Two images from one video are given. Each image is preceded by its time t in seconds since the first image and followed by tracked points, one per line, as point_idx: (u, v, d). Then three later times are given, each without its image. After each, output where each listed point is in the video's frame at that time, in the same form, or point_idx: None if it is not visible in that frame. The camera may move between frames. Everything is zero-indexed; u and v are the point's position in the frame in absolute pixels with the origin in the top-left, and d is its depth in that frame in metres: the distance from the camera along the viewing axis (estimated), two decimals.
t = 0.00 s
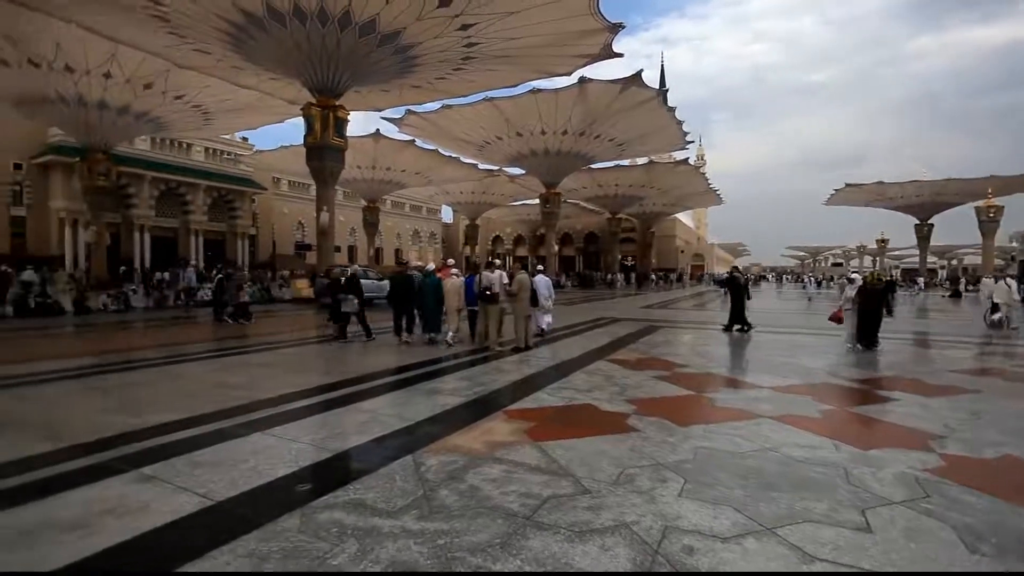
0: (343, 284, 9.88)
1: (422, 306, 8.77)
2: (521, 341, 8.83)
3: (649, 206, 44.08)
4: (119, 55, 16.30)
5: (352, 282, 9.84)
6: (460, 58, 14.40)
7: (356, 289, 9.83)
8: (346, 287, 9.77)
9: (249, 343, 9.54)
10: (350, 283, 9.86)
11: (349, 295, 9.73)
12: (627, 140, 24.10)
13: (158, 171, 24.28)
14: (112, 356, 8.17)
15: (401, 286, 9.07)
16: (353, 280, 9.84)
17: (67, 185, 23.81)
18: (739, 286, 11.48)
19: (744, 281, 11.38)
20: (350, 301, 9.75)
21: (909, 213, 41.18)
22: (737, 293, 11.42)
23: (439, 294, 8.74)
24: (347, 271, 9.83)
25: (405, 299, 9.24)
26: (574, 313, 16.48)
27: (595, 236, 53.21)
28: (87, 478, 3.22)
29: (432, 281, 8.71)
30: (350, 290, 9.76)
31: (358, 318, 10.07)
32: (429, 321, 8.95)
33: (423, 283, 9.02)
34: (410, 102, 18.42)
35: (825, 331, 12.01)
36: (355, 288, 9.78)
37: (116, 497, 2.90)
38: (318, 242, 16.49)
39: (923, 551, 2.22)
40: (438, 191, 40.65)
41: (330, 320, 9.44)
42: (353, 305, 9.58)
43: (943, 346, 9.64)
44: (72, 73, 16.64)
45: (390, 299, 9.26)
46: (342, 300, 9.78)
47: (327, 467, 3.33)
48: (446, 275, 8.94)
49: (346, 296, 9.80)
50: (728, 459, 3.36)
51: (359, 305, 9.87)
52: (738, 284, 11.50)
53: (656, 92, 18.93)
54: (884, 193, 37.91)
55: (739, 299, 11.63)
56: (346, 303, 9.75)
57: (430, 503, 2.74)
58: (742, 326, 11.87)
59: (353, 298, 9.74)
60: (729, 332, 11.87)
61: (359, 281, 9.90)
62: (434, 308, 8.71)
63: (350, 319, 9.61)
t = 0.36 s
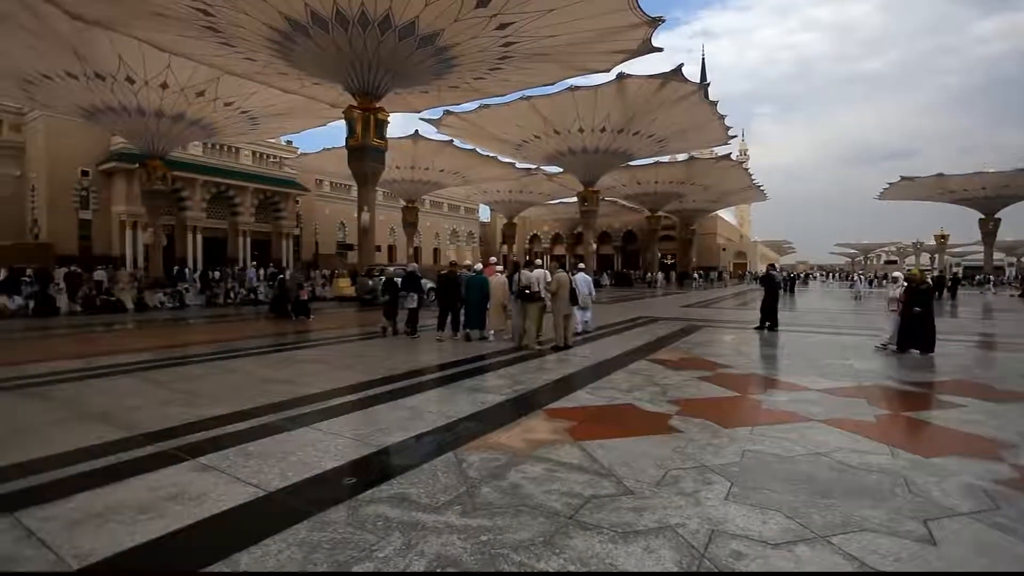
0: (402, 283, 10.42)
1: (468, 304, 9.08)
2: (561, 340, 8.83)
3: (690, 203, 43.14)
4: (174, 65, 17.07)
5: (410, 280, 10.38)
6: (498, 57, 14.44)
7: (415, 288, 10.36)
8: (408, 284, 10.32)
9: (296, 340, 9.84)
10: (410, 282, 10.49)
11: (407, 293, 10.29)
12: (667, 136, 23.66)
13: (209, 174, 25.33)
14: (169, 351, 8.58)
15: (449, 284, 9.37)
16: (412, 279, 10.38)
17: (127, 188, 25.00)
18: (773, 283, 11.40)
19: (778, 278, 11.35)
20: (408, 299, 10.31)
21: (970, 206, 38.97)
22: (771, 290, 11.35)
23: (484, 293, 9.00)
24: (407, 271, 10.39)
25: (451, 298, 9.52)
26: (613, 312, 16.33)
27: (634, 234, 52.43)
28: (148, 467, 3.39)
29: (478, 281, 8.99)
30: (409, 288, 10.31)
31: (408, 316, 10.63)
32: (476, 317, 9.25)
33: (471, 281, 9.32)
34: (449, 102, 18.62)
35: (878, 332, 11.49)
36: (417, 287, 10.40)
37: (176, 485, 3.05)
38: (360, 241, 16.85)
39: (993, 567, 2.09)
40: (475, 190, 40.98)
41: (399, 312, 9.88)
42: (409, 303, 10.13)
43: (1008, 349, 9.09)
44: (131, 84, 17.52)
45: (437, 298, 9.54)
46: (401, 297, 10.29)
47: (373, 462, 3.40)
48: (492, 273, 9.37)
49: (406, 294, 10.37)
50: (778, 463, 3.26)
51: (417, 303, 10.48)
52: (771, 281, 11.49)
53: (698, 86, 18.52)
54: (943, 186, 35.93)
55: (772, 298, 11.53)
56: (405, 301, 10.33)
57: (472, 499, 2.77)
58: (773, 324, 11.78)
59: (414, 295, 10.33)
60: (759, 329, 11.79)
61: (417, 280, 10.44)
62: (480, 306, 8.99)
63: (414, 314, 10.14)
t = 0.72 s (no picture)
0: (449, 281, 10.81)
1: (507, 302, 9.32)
2: (594, 341, 8.77)
3: (724, 202, 42.27)
4: (216, 70, 17.63)
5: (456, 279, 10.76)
6: (531, 56, 14.42)
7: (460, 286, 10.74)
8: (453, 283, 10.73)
9: (333, 338, 10.07)
10: (455, 281, 10.86)
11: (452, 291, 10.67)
12: (702, 134, 23.23)
13: (248, 175, 26.11)
14: (210, 346, 8.88)
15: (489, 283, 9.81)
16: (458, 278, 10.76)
17: (172, 189, 25.95)
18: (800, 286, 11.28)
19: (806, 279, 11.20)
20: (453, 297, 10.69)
21: None
22: (799, 292, 11.17)
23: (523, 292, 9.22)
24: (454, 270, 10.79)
25: (492, 297, 9.85)
26: (645, 313, 16.16)
27: (667, 234, 51.68)
28: (192, 458, 3.51)
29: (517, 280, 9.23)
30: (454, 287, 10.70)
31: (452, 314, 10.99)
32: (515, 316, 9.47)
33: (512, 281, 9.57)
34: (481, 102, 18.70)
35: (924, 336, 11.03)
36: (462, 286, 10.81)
37: (220, 476, 3.15)
38: (393, 241, 17.10)
39: None
40: (506, 189, 41.06)
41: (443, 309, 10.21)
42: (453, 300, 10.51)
43: None
44: (176, 89, 18.16)
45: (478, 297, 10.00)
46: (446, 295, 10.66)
47: (407, 459, 3.44)
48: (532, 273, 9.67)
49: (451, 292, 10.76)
50: (820, 471, 3.16)
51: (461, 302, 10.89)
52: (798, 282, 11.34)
53: (734, 82, 18.11)
54: (996, 184, 34.23)
55: (798, 300, 11.35)
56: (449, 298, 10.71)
57: (506, 498, 2.78)
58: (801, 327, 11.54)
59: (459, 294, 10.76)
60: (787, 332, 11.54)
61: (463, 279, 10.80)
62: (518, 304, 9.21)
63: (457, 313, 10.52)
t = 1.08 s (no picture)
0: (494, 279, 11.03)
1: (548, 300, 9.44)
2: (631, 340, 8.66)
3: (763, 199, 41.17)
4: (258, 75, 18.17)
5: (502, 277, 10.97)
6: (564, 53, 14.33)
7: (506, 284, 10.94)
8: (499, 280, 10.87)
9: (369, 335, 10.25)
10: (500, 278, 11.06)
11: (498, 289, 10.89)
12: (740, 129, 22.67)
13: (288, 177, 26.82)
14: (254, 342, 9.18)
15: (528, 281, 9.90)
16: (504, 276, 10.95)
17: (216, 191, 26.87)
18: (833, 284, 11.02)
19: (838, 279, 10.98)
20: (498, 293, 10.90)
21: None
22: (830, 292, 10.98)
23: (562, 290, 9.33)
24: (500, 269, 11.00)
25: (534, 295, 9.99)
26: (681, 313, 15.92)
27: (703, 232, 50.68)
28: (240, 450, 3.63)
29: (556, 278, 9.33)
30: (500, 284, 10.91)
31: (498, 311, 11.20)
32: (556, 313, 9.56)
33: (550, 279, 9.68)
34: (515, 101, 18.72)
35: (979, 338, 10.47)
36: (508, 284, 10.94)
37: (266, 467, 3.26)
38: (427, 240, 17.28)
39: None
40: (539, 188, 41.00)
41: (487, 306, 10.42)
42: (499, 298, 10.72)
43: None
44: (220, 94, 18.80)
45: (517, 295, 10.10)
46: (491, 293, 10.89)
47: (445, 456, 3.47)
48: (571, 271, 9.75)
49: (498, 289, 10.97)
50: (870, 477, 3.04)
51: (506, 301, 10.97)
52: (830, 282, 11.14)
53: (774, 76, 17.60)
54: None
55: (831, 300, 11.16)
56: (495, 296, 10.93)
57: (545, 497, 2.78)
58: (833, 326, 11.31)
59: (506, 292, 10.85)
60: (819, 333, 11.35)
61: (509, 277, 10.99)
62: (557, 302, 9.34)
63: (501, 309, 10.52)
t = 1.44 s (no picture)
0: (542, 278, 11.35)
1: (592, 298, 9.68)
2: (671, 339, 8.51)
3: (809, 195, 39.77)
4: (301, 80, 18.67)
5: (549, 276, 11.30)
6: (602, 49, 14.19)
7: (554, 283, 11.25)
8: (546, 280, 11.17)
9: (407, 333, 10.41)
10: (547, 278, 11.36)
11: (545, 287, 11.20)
12: (785, 123, 21.96)
13: (329, 178, 27.51)
14: (297, 339, 9.43)
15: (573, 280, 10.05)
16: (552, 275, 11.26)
17: (261, 192, 27.78)
18: (873, 283, 10.77)
19: (881, 278, 10.78)
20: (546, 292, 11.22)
21: None
22: (871, 290, 10.81)
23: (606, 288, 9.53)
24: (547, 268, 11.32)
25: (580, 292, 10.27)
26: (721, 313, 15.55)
27: (745, 230, 49.37)
28: (287, 443, 3.74)
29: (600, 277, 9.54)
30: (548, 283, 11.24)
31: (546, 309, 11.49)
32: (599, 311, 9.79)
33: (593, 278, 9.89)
34: (552, 99, 18.67)
35: None
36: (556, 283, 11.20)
37: (314, 461, 3.35)
38: (465, 240, 17.42)
39: None
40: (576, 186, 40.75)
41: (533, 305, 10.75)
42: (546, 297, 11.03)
43: None
44: (266, 99, 19.42)
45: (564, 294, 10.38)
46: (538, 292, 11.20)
47: (486, 454, 3.49)
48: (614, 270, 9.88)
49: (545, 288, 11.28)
50: (932, 487, 2.90)
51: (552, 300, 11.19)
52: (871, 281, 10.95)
53: (821, 67, 16.96)
54: None
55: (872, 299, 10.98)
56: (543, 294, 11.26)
57: (588, 497, 2.76)
58: (873, 326, 11.11)
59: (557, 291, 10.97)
60: (858, 331, 11.16)
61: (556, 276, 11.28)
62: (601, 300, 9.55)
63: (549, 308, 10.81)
